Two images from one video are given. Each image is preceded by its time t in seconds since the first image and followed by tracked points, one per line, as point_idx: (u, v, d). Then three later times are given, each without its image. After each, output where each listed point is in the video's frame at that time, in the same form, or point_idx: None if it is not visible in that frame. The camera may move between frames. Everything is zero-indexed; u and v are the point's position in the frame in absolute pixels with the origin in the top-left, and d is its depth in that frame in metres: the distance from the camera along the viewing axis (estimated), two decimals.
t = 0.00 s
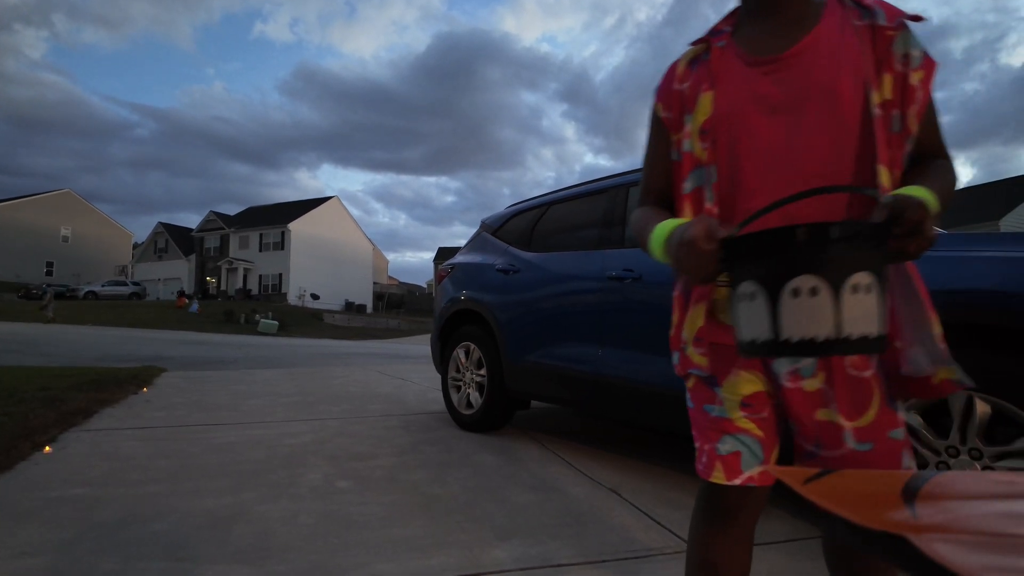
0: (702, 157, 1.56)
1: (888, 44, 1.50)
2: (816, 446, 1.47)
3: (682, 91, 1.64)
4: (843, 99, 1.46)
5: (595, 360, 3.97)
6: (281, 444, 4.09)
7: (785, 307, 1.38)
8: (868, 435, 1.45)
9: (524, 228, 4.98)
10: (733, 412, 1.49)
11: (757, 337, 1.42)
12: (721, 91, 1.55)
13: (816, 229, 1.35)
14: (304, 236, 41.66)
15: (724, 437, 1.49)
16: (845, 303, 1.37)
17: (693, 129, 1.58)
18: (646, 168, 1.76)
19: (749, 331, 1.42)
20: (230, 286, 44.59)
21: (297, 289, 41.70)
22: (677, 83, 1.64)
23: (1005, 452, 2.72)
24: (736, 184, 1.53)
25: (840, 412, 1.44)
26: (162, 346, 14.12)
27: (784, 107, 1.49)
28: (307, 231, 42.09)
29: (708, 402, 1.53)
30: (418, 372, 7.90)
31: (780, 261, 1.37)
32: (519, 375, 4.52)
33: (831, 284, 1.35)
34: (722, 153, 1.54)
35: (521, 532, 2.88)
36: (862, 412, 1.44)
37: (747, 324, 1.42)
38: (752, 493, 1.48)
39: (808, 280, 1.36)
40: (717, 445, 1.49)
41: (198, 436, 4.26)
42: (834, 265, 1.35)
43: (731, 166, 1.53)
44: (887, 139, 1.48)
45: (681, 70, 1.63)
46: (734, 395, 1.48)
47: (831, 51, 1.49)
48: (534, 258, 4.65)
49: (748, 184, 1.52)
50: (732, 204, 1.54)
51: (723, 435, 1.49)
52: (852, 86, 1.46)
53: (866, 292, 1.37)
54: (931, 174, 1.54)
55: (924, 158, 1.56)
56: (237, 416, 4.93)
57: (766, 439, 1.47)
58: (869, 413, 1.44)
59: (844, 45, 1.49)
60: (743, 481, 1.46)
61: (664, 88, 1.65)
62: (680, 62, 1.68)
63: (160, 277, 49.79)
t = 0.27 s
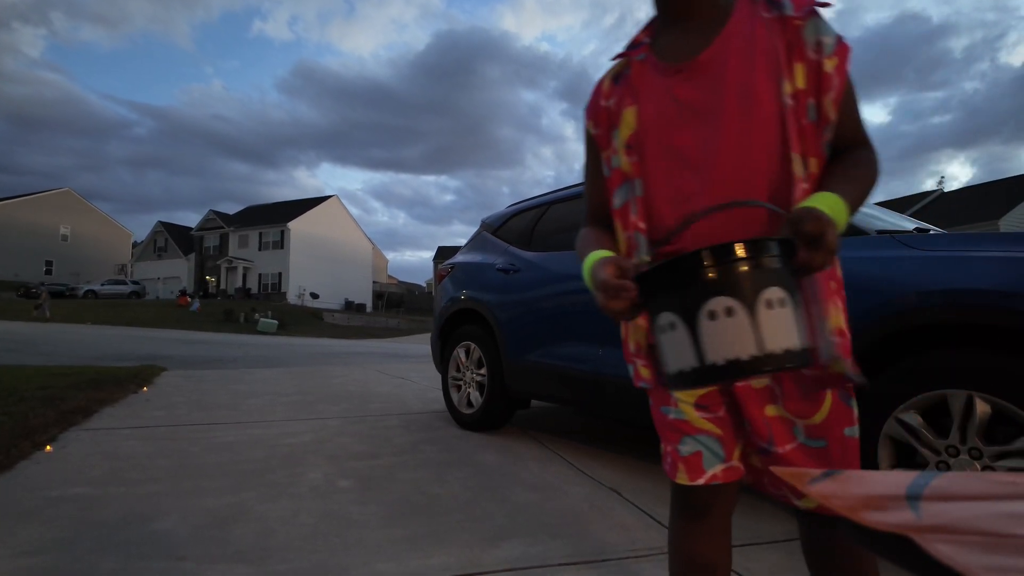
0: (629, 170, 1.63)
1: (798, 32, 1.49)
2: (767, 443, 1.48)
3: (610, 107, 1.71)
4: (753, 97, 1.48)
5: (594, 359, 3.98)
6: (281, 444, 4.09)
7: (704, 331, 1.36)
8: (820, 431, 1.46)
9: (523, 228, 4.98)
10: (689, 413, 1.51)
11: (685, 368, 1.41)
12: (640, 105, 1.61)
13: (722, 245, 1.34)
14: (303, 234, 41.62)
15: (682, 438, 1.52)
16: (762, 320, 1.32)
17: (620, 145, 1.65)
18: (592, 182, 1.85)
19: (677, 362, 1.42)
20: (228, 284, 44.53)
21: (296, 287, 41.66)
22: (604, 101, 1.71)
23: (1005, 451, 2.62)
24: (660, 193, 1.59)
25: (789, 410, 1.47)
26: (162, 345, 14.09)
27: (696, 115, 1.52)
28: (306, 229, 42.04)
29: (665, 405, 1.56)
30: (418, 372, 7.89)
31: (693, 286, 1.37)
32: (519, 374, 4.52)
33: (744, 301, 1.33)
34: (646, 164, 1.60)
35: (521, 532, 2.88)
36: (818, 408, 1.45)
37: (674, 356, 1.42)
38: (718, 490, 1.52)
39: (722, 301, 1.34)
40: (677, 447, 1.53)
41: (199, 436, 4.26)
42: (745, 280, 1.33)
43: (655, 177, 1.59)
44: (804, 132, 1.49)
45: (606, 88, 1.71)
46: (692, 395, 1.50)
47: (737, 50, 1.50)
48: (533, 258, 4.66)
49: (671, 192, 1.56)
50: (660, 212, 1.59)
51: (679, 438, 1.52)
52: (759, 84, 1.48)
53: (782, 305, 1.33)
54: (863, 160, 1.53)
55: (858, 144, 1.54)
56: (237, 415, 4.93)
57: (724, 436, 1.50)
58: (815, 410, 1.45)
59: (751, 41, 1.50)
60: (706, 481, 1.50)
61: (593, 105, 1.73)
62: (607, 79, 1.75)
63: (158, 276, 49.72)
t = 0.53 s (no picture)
0: (588, 161, 1.67)
1: (753, 20, 1.51)
2: (739, 443, 1.48)
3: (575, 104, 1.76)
4: (702, 83, 1.49)
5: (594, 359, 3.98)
6: (282, 444, 4.08)
7: (620, 314, 1.33)
8: (794, 432, 1.44)
9: (524, 228, 4.99)
10: (659, 418, 1.53)
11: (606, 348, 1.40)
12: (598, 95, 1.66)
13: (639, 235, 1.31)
14: (300, 233, 41.52)
15: (655, 445, 1.53)
16: (674, 308, 1.27)
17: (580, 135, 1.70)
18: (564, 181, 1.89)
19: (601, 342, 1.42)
20: (224, 283, 44.40)
21: (292, 286, 41.58)
22: (569, 99, 1.77)
23: (1007, 453, 2.63)
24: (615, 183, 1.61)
25: (762, 409, 1.45)
26: (159, 345, 14.04)
27: (646, 103, 1.55)
28: (303, 228, 41.95)
29: (637, 410, 1.58)
30: (418, 372, 7.88)
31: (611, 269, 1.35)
32: (519, 374, 4.52)
33: (658, 287, 1.28)
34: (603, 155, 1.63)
35: (523, 532, 2.88)
36: (794, 407, 1.44)
37: (599, 336, 1.42)
38: (695, 497, 1.52)
39: (639, 287, 1.30)
40: (650, 454, 1.54)
41: (199, 436, 4.25)
42: (662, 267, 1.28)
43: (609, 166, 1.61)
44: (752, 117, 1.49)
45: (570, 86, 1.77)
46: (662, 396, 1.52)
47: (690, 38, 1.53)
48: (534, 258, 4.66)
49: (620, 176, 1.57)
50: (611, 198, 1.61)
51: (653, 443, 1.54)
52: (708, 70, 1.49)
53: (698, 294, 1.27)
54: (822, 149, 1.51)
55: (818, 134, 1.53)
56: (237, 415, 4.91)
57: (697, 440, 1.51)
58: (790, 409, 1.44)
59: (702, 30, 1.53)
60: (679, 488, 1.50)
61: (560, 102, 1.79)
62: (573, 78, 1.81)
63: (154, 275, 49.56)
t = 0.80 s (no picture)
0: (571, 146, 1.68)
1: (740, 4, 1.48)
2: (707, 442, 1.46)
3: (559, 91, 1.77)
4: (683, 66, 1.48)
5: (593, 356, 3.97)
6: (280, 443, 4.06)
7: (590, 299, 1.32)
8: (763, 431, 1.43)
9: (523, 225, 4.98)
10: (640, 416, 1.54)
11: (575, 330, 1.39)
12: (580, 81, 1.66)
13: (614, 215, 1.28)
14: (297, 233, 41.44)
15: (637, 443, 1.54)
16: (646, 296, 1.27)
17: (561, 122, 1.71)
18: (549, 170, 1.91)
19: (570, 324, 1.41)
20: (221, 283, 44.30)
21: (289, 286, 41.50)
22: (553, 85, 1.78)
23: (1009, 449, 2.60)
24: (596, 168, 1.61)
25: (735, 408, 1.43)
26: (155, 343, 13.99)
27: (627, 87, 1.55)
28: (300, 228, 41.87)
29: (618, 406, 1.58)
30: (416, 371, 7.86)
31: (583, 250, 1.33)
32: (517, 372, 4.51)
33: (630, 273, 1.27)
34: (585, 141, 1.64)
35: (523, 530, 2.87)
36: (764, 405, 1.43)
37: (568, 316, 1.41)
38: (679, 493, 1.53)
39: (612, 272, 1.29)
40: (632, 451, 1.55)
41: (197, 434, 4.23)
42: (637, 253, 1.27)
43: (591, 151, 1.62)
44: (737, 101, 1.45)
45: (554, 72, 1.77)
46: (644, 391, 1.52)
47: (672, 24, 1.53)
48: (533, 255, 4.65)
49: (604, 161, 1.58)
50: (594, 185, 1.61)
51: (635, 441, 1.55)
52: (688, 53, 1.48)
53: (670, 284, 1.26)
54: (809, 137, 1.48)
55: (803, 123, 1.51)
56: (234, 414, 4.89)
57: (680, 438, 1.52)
58: (759, 409, 1.42)
59: (685, 14, 1.51)
60: (663, 487, 1.52)
61: (543, 92, 1.81)
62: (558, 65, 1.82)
63: (150, 274, 49.43)
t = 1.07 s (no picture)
0: (552, 133, 1.67)
1: None
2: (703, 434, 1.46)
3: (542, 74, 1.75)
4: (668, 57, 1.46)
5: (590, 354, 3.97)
6: (277, 440, 4.05)
7: (614, 310, 1.34)
8: (756, 421, 1.40)
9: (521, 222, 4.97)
10: (630, 416, 1.53)
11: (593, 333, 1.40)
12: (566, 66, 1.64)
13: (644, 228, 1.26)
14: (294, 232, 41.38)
15: (629, 441, 1.55)
16: (673, 313, 1.31)
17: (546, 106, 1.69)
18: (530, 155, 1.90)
19: (583, 323, 1.42)
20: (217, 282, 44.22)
21: (285, 285, 41.44)
22: (536, 67, 1.76)
23: (1009, 445, 2.60)
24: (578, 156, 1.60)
25: (726, 400, 1.42)
26: (151, 341, 13.96)
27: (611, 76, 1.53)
28: (297, 227, 41.80)
29: (607, 405, 1.58)
30: (414, 368, 7.85)
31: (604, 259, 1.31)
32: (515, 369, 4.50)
33: (661, 291, 1.29)
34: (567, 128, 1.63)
35: (521, 527, 2.86)
36: (752, 395, 1.40)
37: (580, 314, 1.41)
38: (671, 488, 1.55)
39: (641, 287, 1.30)
40: (625, 450, 1.56)
41: (194, 432, 4.21)
42: (668, 271, 1.28)
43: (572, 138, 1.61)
44: (724, 95, 1.44)
45: (538, 55, 1.75)
46: (632, 390, 1.52)
47: (660, 16, 1.51)
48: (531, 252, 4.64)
49: (588, 151, 1.57)
50: (578, 174, 1.61)
51: (627, 439, 1.55)
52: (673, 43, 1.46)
53: (696, 298, 1.32)
54: (794, 134, 1.48)
55: (787, 120, 1.50)
56: (230, 411, 4.88)
57: (671, 434, 1.52)
58: (751, 399, 1.40)
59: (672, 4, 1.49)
60: (656, 484, 1.53)
61: (526, 73, 1.79)
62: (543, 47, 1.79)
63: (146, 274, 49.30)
